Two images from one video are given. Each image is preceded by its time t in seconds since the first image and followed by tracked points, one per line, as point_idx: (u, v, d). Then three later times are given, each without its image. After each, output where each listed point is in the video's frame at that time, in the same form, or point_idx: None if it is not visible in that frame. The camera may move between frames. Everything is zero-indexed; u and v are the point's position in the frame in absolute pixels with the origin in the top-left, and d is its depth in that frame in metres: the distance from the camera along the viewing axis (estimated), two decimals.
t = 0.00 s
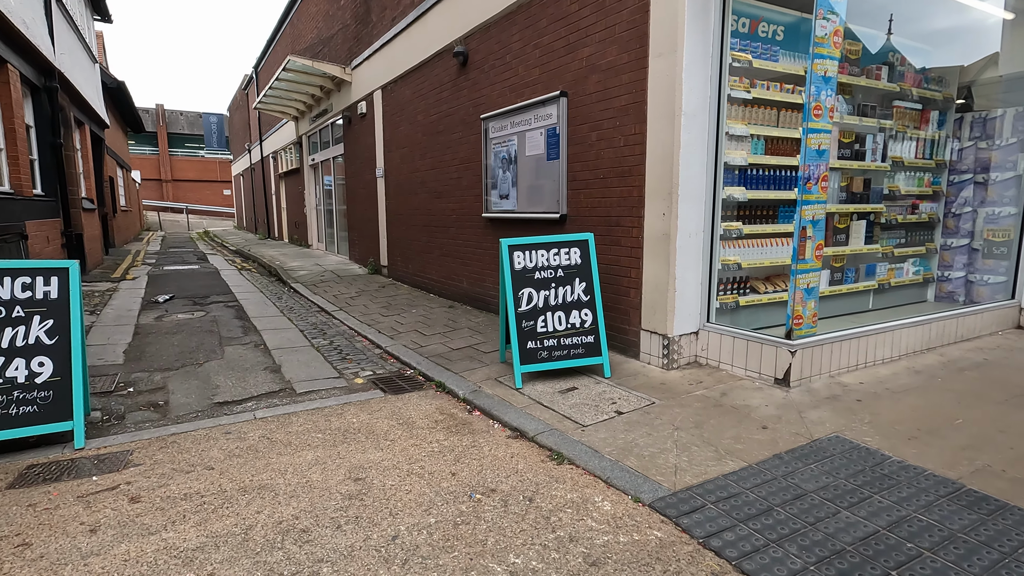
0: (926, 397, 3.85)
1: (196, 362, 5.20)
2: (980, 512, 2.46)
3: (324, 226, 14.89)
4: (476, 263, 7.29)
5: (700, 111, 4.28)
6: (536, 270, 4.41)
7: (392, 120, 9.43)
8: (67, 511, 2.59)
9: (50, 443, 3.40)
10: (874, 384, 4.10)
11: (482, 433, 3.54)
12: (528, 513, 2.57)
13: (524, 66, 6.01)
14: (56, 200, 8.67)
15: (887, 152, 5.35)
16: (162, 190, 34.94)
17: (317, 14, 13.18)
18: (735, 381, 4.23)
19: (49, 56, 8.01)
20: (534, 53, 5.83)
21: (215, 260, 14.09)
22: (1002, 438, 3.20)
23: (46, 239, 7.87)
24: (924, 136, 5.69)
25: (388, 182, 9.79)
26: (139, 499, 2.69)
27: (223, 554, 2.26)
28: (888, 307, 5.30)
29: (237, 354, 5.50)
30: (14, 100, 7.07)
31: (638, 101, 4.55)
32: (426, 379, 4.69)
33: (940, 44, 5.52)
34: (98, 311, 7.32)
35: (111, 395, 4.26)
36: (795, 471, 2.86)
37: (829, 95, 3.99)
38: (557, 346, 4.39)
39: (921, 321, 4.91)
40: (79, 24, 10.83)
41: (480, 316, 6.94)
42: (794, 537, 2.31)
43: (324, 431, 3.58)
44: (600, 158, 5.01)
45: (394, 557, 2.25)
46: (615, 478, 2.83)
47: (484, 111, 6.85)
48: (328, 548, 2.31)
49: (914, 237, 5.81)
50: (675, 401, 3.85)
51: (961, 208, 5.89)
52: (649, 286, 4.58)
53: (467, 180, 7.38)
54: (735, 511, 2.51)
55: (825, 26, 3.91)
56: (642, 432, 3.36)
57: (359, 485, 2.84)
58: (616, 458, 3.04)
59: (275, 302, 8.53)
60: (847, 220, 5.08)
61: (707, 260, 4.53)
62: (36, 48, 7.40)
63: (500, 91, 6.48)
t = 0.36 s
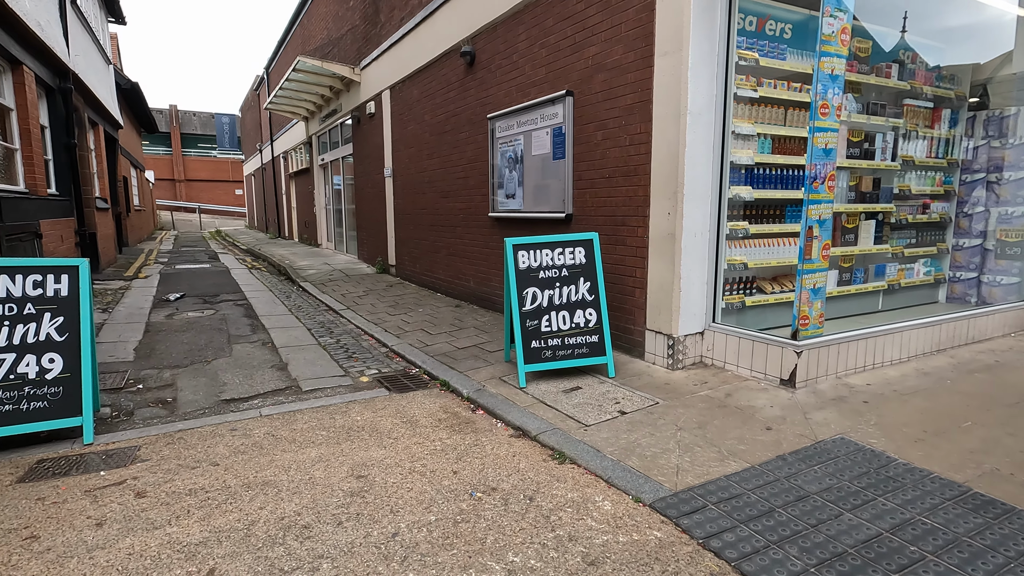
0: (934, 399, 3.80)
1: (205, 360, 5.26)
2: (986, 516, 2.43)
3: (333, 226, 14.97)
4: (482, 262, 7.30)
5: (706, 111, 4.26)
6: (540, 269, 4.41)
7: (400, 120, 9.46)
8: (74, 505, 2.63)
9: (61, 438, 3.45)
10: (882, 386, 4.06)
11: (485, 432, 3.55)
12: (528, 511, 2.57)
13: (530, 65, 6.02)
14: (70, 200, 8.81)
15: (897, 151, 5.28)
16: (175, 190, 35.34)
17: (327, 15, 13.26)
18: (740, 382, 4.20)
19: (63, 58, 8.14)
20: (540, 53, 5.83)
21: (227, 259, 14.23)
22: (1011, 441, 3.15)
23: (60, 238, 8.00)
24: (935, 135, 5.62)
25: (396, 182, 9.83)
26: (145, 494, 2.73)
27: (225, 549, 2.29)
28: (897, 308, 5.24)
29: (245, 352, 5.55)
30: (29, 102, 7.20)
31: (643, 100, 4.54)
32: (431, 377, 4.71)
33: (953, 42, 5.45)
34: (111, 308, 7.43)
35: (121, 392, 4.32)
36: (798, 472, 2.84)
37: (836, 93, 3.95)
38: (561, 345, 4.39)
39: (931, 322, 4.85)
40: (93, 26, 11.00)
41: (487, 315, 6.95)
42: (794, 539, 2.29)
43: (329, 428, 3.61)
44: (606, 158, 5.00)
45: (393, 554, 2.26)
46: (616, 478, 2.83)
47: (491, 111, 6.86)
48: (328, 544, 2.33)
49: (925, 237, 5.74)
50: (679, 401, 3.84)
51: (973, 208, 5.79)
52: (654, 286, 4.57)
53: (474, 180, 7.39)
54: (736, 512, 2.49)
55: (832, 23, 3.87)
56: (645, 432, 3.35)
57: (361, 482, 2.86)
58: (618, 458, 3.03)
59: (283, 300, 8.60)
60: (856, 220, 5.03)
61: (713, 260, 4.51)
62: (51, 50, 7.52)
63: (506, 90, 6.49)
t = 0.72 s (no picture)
0: (949, 400, 3.76)
1: (219, 357, 5.32)
2: (1001, 518, 2.40)
3: (344, 225, 15.07)
4: (492, 261, 7.32)
5: (717, 109, 4.24)
6: (550, 268, 4.42)
7: (411, 119, 9.50)
8: (92, 498, 2.69)
9: (79, 433, 3.52)
10: (895, 387, 4.02)
11: (495, 430, 3.56)
12: (538, 509, 2.58)
13: (541, 64, 6.02)
14: (87, 199, 8.95)
15: (912, 150, 5.22)
16: (189, 190, 35.73)
17: (338, 16, 13.34)
18: (751, 381, 4.18)
19: (81, 59, 8.27)
20: (551, 52, 5.83)
21: (239, 257, 14.38)
22: None
23: (77, 236, 8.13)
24: (952, 133, 5.55)
25: (407, 181, 9.87)
26: (161, 488, 2.78)
27: (240, 542, 2.33)
28: (911, 309, 5.19)
29: (258, 349, 5.61)
30: (48, 102, 7.32)
31: (654, 99, 4.52)
32: (442, 375, 4.73)
33: (971, 39, 5.38)
34: (126, 306, 7.54)
35: (137, 387, 4.39)
36: (809, 472, 2.82)
37: (850, 91, 3.92)
38: (571, 344, 4.40)
39: (946, 323, 4.79)
40: (109, 28, 11.15)
41: (496, 314, 6.97)
42: (806, 539, 2.29)
43: (340, 425, 3.64)
44: (616, 156, 5.00)
45: (404, 549, 2.28)
46: (626, 476, 2.83)
47: (501, 110, 6.87)
48: (340, 539, 2.35)
49: (940, 236, 5.67)
50: (689, 400, 3.83)
51: (988, 207, 5.71)
52: (664, 285, 4.56)
53: (484, 179, 7.41)
54: (747, 512, 2.49)
55: (846, 21, 3.84)
56: (655, 431, 3.35)
57: (372, 479, 2.88)
58: (629, 457, 3.04)
59: (295, 299, 8.68)
60: (869, 219, 4.98)
61: (724, 259, 4.49)
62: (69, 51, 7.64)
63: (517, 90, 6.50)
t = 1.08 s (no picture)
0: (966, 401, 3.72)
1: (233, 353, 5.39)
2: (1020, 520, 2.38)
3: (355, 223, 15.16)
4: (503, 260, 7.33)
5: (731, 108, 4.23)
6: (563, 267, 4.42)
7: (422, 117, 9.53)
8: (114, 491, 2.74)
9: (99, 427, 3.58)
10: (911, 387, 3.98)
11: (507, 427, 3.58)
12: (552, 506, 2.60)
13: (553, 63, 6.02)
14: (104, 197, 9.07)
15: (929, 148, 5.17)
16: (201, 188, 36.08)
17: (350, 15, 13.42)
18: (764, 381, 4.17)
19: (98, 59, 8.37)
20: (563, 50, 5.83)
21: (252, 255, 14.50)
22: None
23: (95, 234, 8.25)
24: (969, 131, 5.49)
25: (418, 180, 9.92)
26: (180, 482, 2.83)
27: (258, 536, 2.36)
28: (927, 309, 5.14)
29: (272, 346, 5.67)
30: (66, 102, 7.43)
31: (667, 98, 4.51)
32: (454, 373, 4.76)
33: (990, 35, 5.31)
34: (142, 303, 7.64)
35: (154, 383, 4.46)
36: (824, 472, 2.82)
37: (866, 89, 3.89)
38: (583, 343, 4.40)
39: (963, 323, 4.74)
40: (125, 28, 11.28)
41: (507, 313, 6.99)
42: (821, 538, 2.28)
43: (354, 421, 3.68)
44: (629, 155, 4.99)
45: (420, 544, 2.31)
46: (639, 474, 2.84)
47: (513, 109, 6.88)
48: (357, 534, 2.38)
49: (957, 236, 5.60)
50: (702, 399, 3.83)
51: (1007, 206, 5.61)
52: (677, 284, 4.55)
53: (496, 178, 7.43)
54: (761, 511, 2.49)
55: (862, 18, 3.80)
56: (667, 430, 3.35)
57: (387, 475, 2.91)
58: (642, 455, 3.04)
59: (307, 296, 8.75)
60: (884, 218, 4.94)
61: (737, 258, 4.47)
62: (86, 52, 7.75)
63: (529, 89, 6.50)
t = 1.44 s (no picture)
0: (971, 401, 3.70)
1: (236, 351, 5.41)
2: None
3: (358, 222, 15.17)
4: (506, 258, 7.33)
5: (734, 106, 4.21)
6: (565, 266, 4.42)
7: (425, 116, 9.53)
8: (117, 488, 2.75)
9: (102, 425, 3.60)
10: (915, 387, 3.96)
11: (509, 426, 3.58)
12: (553, 505, 2.59)
13: (556, 61, 6.00)
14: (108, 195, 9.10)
15: (934, 146, 5.14)
16: (205, 186, 36.15)
17: (353, 13, 13.42)
18: (767, 380, 4.16)
19: (102, 57, 8.39)
20: (566, 48, 5.82)
21: (255, 253, 14.51)
22: None
23: (99, 232, 8.27)
24: (974, 129, 5.44)
25: (421, 178, 9.92)
26: (182, 479, 2.83)
27: (260, 533, 2.36)
28: (931, 308, 5.12)
29: (275, 344, 5.69)
30: (70, 100, 7.45)
31: (671, 95, 4.50)
32: (456, 371, 4.76)
33: (997, 33, 5.26)
34: (146, 301, 7.66)
35: (158, 381, 4.48)
36: (827, 472, 2.81)
37: (871, 87, 3.86)
38: (585, 341, 4.40)
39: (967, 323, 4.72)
40: (129, 27, 11.30)
41: (510, 311, 6.99)
42: (823, 539, 2.27)
43: (356, 420, 3.68)
44: (632, 154, 4.98)
45: (421, 542, 2.31)
46: (641, 473, 2.83)
47: (516, 107, 6.86)
48: (358, 532, 2.38)
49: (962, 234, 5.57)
50: (704, 398, 3.82)
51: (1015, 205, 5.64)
52: (680, 282, 4.54)
53: (498, 176, 7.42)
54: (763, 511, 2.48)
55: (867, 16, 3.78)
56: (669, 429, 3.34)
57: (389, 473, 2.92)
58: (644, 454, 3.04)
59: (310, 294, 8.76)
60: (889, 217, 4.91)
61: (740, 257, 4.46)
62: (90, 50, 7.77)
63: (532, 87, 6.49)
